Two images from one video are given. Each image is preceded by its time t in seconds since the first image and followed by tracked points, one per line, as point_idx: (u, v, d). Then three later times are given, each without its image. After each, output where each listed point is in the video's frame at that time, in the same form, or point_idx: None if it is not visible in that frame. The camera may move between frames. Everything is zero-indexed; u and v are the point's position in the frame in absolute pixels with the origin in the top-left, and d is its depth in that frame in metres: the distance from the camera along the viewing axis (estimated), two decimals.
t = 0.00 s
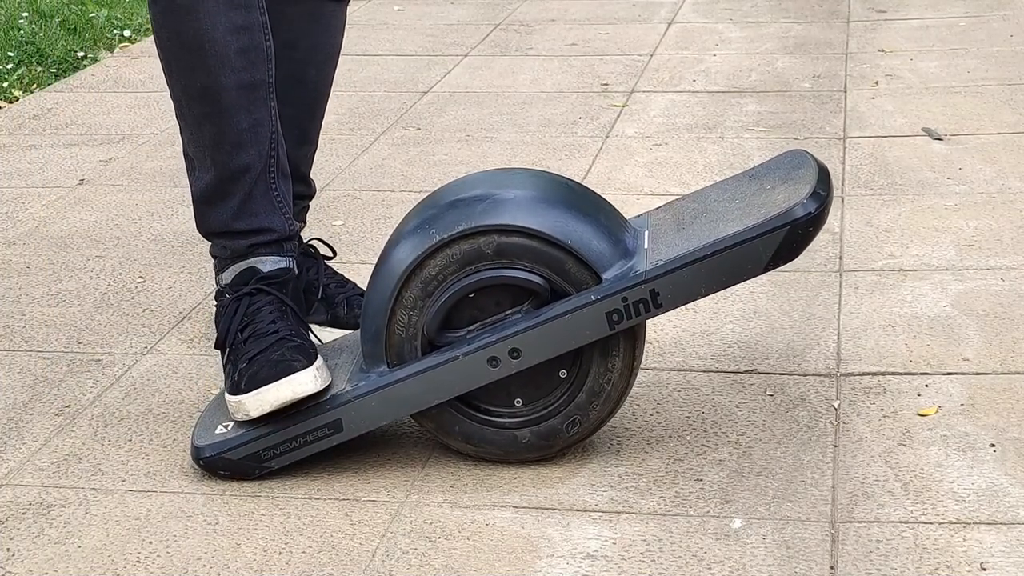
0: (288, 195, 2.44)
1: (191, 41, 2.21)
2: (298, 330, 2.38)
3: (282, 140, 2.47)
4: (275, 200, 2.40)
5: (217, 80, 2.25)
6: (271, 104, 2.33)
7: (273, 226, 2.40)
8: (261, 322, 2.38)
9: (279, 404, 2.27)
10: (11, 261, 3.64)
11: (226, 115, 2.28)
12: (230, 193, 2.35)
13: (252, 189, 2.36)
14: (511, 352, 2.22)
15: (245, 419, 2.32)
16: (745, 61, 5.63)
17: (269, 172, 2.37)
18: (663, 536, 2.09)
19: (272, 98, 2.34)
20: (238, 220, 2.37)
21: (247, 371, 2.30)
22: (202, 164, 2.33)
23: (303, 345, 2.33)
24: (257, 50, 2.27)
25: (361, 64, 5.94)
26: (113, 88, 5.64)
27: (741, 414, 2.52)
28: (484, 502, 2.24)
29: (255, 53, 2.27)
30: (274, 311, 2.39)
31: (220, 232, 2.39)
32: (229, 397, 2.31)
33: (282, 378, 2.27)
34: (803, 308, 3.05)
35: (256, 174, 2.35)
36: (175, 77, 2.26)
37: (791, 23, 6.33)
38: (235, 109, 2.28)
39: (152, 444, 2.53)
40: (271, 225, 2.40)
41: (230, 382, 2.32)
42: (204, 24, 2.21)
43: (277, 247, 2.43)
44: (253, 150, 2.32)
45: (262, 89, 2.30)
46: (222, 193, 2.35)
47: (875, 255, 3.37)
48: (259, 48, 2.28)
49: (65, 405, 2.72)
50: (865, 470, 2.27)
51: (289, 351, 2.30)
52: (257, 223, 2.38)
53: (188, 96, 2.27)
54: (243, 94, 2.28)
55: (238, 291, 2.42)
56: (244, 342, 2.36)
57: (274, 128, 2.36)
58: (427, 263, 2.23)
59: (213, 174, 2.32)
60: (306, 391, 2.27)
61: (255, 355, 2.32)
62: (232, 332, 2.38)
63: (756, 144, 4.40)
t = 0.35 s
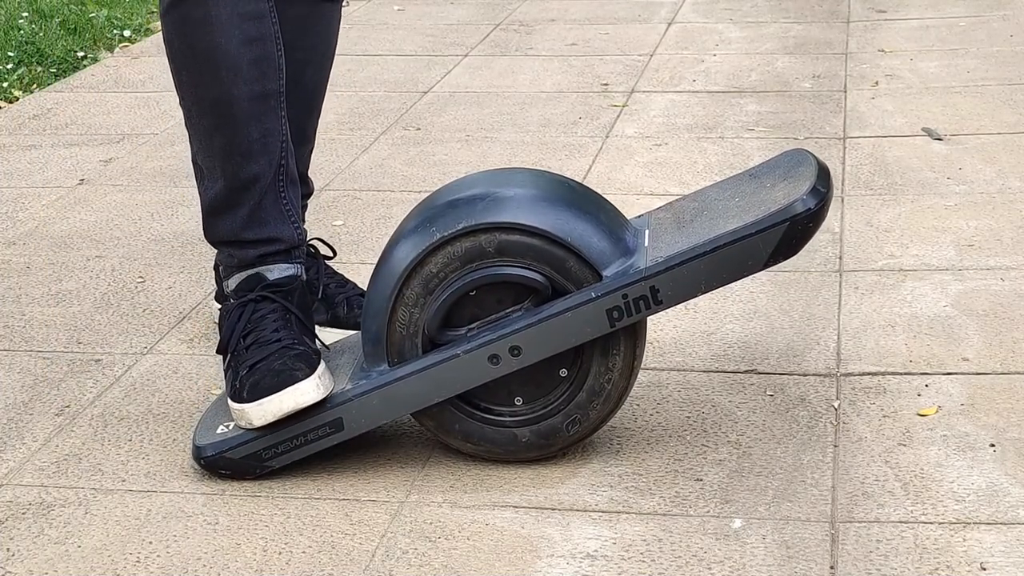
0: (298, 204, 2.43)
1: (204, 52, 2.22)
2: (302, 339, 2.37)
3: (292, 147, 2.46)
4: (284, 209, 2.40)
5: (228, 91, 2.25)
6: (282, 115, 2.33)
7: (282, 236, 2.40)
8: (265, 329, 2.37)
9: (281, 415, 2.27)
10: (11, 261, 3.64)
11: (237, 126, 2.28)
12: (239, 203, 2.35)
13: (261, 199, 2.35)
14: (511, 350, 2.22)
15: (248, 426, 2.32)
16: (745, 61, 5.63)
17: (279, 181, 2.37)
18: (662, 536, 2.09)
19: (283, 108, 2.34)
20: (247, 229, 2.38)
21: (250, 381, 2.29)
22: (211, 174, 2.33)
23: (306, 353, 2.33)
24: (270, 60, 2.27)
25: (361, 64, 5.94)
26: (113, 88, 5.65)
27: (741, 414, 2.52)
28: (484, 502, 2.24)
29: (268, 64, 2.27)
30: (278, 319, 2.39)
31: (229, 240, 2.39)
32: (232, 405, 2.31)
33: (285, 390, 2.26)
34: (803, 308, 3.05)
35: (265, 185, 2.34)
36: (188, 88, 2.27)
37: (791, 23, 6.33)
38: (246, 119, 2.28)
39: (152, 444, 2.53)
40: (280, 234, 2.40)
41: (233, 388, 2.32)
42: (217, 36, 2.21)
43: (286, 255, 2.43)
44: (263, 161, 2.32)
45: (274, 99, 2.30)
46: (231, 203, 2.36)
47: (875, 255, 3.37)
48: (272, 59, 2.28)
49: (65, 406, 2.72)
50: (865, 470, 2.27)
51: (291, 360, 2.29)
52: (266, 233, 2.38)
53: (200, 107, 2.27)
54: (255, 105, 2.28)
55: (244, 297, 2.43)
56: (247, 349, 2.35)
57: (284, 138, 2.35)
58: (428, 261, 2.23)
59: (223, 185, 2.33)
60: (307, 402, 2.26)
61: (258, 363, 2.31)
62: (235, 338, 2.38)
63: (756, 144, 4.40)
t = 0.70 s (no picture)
0: (297, 204, 2.43)
1: (203, 53, 2.22)
2: (301, 340, 2.37)
3: (290, 147, 2.46)
4: (284, 209, 2.40)
5: (227, 92, 2.25)
6: (281, 115, 2.33)
7: (282, 236, 2.40)
8: (265, 330, 2.37)
9: (281, 416, 2.27)
10: (11, 261, 3.64)
11: (237, 126, 2.28)
12: (239, 204, 2.35)
13: (261, 200, 2.36)
14: (512, 350, 2.22)
15: (248, 427, 2.32)
16: (745, 61, 5.63)
17: (278, 182, 2.37)
18: (662, 536, 2.09)
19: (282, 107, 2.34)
20: (247, 229, 2.38)
21: (249, 382, 2.29)
22: (211, 175, 2.33)
23: (305, 353, 2.33)
24: (269, 61, 2.27)
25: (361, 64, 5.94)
26: (113, 88, 5.65)
27: (741, 414, 2.52)
28: (484, 502, 2.24)
29: (267, 64, 2.27)
30: (278, 320, 2.39)
31: (229, 241, 2.39)
32: (232, 406, 2.31)
33: (285, 392, 2.26)
34: (803, 308, 3.05)
35: (265, 186, 2.34)
36: (187, 88, 2.27)
37: (791, 23, 6.33)
38: (246, 120, 2.28)
39: (152, 444, 2.53)
40: (280, 235, 2.40)
41: (232, 389, 2.32)
42: (217, 36, 2.21)
43: (286, 255, 2.43)
44: (263, 161, 2.32)
45: (273, 99, 2.30)
46: (230, 204, 2.35)
47: (875, 255, 3.37)
48: (271, 59, 2.28)
49: (65, 405, 2.73)
50: (865, 469, 2.27)
51: (291, 361, 2.29)
52: (266, 234, 2.38)
53: (200, 108, 2.27)
54: (255, 105, 2.28)
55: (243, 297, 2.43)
56: (246, 350, 2.35)
57: (283, 138, 2.35)
58: (428, 261, 2.23)
59: (223, 186, 2.33)
60: (307, 403, 2.26)
61: (258, 364, 2.31)
62: (235, 338, 2.38)
63: (756, 144, 4.40)
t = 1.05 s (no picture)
0: (296, 202, 2.43)
1: (200, 51, 2.22)
2: (301, 340, 2.37)
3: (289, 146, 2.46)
4: (283, 207, 2.40)
5: (225, 89, 2.25)
6: (279, 111, 2.33)
7: (281, 233, 2.40)
8: (265, 329, 2.37)
9: (280, 415, 2.27)
10: (11, 262, 3.64)
11: (235, 123, 2.28)
12: (238, 201, 2.35)
13: (261, 197, 2.36)
14: (512, 350, 2.22)
15: (247, 427, 2.32)
16: (745, 61, 5.63)
17: (277, 179, 2.37)
18: (663, 536, 2.09)
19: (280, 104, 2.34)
20: (247, 226, 2.37)
21: (247, 381, 2.30)
22: (210, 171, 2.33)
23: (305, 353, 2.33)
24: (266, 58, 2.27)
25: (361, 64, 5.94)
26: (113, 88, 5.65)
27: (741, 414, 2.52)
28: (484, 502, 2.24)
29: (264, 62, 2.27)
30: (278, 319, 2.39)
31: (229, 238, 2.39)
32: (231, 405, 2.31)
33: (283, 390, 2.26)
34: (803, 308, 3.05)
35: (265, 183, 2.34)
36: (184, 86, 2.27)
37: (791, 23, 6.33)
38: (244, 116, 2.28)
39: (152, 444, 2.53)
40: (279, 232, 2.40)
41: (232, 388, 2.32)
42: (214, 33, 2.21)
43: (286, 252, 2.43)
44: (262, 157, 2.32)
45: (270, 96, 2.30)
46: (230, 201, 2.35)
47: (875, 255, 3.37)
48: (267, 56, 2.28)
49: (65, 406, 2.72)
50: (865, 470, 2.27)
51: (290, 360, 2.30)
52: (266, 231, 2.38)
53: (197, 105, 2.27)
54: (253, 102, 2.28)
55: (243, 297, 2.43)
56: (246, 349, 2.35)
57: (281, 134, 2.35)
58: (428, 261, 2.23)
59: (222, 182, 2.33)
60: (306, 402, 2.26)
61: (257, 363, 2.31)
62: (235, 337, 2.38)
63: (756, 144, 4.40)
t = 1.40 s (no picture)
0: (296, 203, 2.44)
1: (200, 57, 2.22)
2: (301, 339, 2.37)
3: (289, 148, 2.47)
4: (284, 209, 2.41)
5: (225, 95, 2.26)
6: (279, 115, 2.33)
7: (282, 236, 2.41)
8: (264, 329, 2.37)
9: (279, 413, 2.27)
10: (11, 261, 3.64)
11: (235, 128, 2.29)
12: (239, 204, 2.36)
13: (261, 200, 2.36)
14: (512, 350, 2.22)
15: (247, 427, 2.32)
16: (745, 61, 5.63)
17: (277, 182, 2.37)
18: (663, 536, 2.09)
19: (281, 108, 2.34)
20: (248, 230, 2.38)
21: (247, 381, 2.29)
22: (210, 176, 2.34)
23: (304, 353, 2.33)
24: (265, 62, 2.27)
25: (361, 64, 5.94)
26: (113, 88, 5.65)
27: (740, 414, 2.52)
28: (484, 502, 2.24)
29: (264, 66, 2.27)
30: (278, 319, 2.39)
31: (230, 241, 2.40)
32: (232, 405, 2.31)
33: (283, 389, 2.26)
34: (803, 308, 3.05)
35: (265, 186, 2.35)
36: (184, 91, 2.26)
37: (791, 23, 6.33)
38: (244, 121, 2.29)
39: (152, 444, 2.53)
40: (280, 235, 2.40)
41: (232, 388, 2.32)
42: (214, 39, 2.21)
43: (286, 254, 2.44)
44: (262, 162, 2.33)
45: (270, 100, 2.30)
46: (230, 205, 2.36)
47: (875, 255, 3.37)
48: (267, 60, 2.28)
49: (65, 406, 2.72)
50: (865, 470, 2.27)
51: (289, 360, 2.29)
52: (266, 234, 2.39)
53: (197, 110, 2.27)
54: (253, 107, 2.28)
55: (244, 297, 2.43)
56: (246, 349, 2.35)
57: (281, 138, 2.36)
58: (429, 261, 2.23)
59: (223, 187, 2.33)
60: (306, 402, 2.26)
61: (257, 363, 2.31)
62: (235, 338, 2.38)
63: (756, 144, 4.40)
